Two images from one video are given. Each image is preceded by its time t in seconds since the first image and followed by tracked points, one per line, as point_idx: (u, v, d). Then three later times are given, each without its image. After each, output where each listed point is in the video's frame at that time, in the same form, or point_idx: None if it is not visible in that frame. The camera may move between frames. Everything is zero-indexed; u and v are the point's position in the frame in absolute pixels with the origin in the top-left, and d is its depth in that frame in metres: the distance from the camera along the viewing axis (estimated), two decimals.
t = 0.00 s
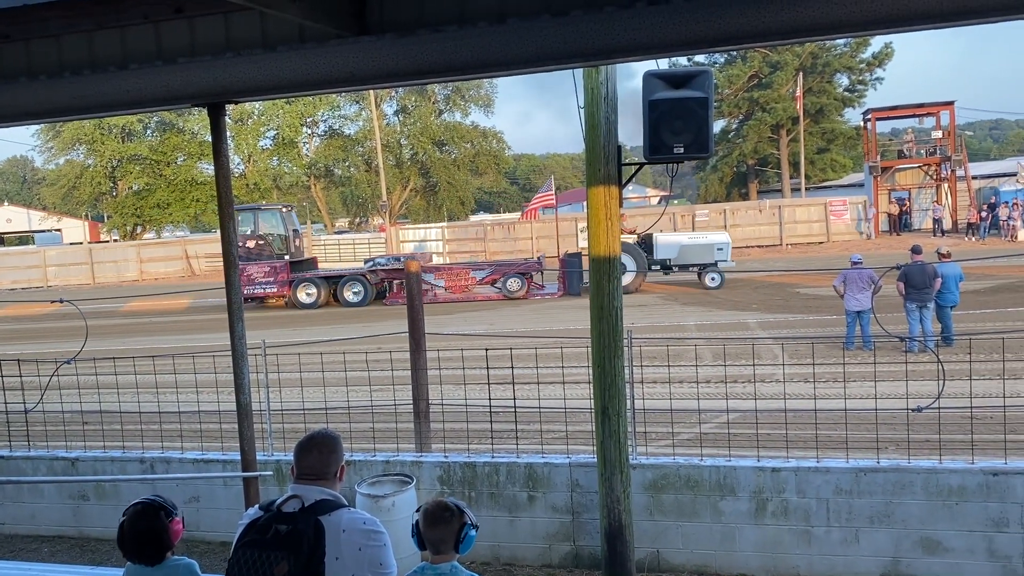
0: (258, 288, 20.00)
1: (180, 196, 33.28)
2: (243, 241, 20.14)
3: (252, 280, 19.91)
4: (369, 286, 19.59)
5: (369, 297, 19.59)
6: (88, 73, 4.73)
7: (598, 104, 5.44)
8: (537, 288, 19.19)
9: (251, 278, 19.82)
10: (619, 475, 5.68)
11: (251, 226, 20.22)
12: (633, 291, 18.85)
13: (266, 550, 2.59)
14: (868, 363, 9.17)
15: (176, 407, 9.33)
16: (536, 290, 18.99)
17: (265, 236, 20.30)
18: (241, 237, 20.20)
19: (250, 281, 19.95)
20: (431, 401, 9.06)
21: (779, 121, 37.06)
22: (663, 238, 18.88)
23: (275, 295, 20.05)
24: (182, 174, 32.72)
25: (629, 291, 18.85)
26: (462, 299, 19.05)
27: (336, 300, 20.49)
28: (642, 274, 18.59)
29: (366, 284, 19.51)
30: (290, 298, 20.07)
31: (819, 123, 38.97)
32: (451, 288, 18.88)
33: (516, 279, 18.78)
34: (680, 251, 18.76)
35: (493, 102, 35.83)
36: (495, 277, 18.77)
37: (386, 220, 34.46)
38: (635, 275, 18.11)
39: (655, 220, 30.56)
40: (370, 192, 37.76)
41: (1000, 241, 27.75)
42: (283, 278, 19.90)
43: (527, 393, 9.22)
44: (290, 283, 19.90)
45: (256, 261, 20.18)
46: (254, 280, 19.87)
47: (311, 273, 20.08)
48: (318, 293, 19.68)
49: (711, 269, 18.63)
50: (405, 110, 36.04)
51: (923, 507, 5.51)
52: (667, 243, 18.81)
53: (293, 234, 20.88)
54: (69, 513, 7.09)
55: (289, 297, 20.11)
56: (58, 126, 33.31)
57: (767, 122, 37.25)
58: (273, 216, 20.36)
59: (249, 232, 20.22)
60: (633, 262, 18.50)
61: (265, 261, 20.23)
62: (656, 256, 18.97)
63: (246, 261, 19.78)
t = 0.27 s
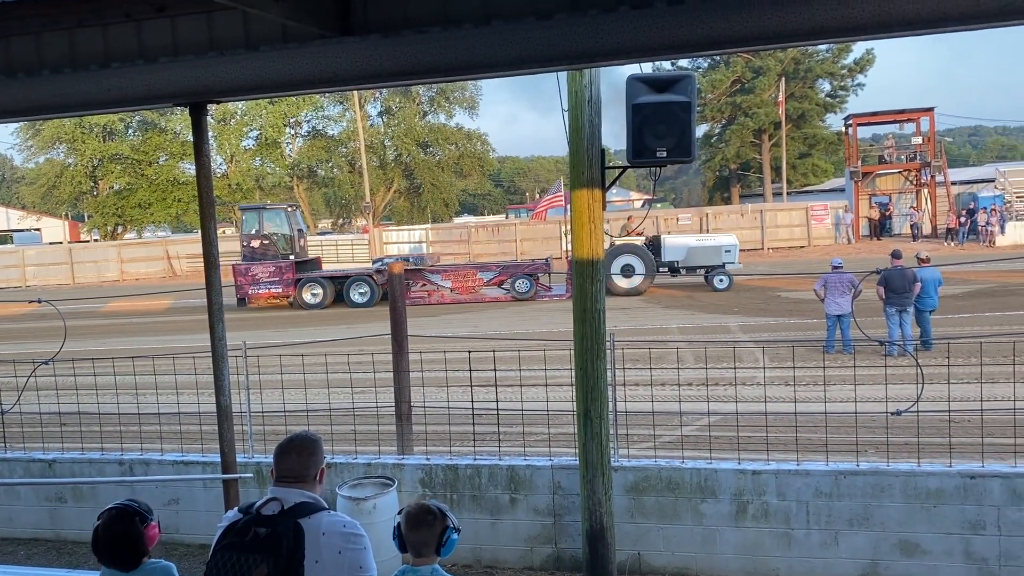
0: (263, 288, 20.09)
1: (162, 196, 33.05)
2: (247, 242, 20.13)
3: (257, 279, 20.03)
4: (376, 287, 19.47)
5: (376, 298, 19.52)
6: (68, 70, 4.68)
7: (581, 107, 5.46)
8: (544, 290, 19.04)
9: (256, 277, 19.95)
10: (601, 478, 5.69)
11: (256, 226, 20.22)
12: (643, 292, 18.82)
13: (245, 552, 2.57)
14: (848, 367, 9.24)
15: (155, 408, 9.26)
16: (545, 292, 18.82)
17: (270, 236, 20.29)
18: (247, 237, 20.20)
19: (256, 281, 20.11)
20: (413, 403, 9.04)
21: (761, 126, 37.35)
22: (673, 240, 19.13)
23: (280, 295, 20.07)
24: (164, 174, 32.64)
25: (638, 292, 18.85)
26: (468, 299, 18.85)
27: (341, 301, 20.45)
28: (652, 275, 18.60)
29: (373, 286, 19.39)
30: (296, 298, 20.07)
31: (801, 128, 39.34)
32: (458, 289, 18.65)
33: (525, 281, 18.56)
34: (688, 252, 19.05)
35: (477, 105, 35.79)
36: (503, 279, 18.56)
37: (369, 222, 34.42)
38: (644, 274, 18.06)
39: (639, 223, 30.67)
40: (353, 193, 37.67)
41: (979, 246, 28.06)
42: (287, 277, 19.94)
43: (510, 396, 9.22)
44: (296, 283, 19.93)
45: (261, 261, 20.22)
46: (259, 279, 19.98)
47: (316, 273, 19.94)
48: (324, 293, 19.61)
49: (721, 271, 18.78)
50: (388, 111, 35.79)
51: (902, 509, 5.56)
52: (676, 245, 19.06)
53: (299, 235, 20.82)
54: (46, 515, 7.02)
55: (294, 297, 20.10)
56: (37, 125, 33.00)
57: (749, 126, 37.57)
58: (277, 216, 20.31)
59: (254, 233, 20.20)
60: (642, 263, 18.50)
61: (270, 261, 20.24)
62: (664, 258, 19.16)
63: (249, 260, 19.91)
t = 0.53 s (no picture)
0: (267, 288, 20.12)
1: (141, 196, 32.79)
2: (250, 242, 20.11)
3: (261, 279, 20.05)
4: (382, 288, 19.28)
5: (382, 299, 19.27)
6: (46, 69, 4.64)
7: (563, 111, 5.47)
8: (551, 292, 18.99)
9: (259, 277, 19.97)
10: (581, 481, 5.70)
11: (259, 226, 20.12)
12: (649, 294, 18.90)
13: (223, 556, 2.55)
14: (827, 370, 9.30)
15: (133, 410, 9.19)
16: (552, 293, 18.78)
17: (273, 236, 20.19)
18: (250, 237, 20.16)
19: (259, 281, 20.13)
20: (394, 406, 9.01)
21: (741, 130, 37.70)
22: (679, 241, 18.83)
23: (284, 295, 20.14)
24: (143, 174, 32.09)
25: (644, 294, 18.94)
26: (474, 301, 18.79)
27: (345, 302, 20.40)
28: (658, 278, 18.66)
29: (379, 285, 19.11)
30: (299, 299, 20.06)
31: (781, 132, 39.69)
32: (464, 291, 18.63)
33: (532, 283, 18.51)
34: (694, 255, 18.80)
35: (460, 107, 35.77)
36: (509, 279, 18.50)
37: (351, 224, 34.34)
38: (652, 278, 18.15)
39: (620, 226, 30.80)
40: (334, 195, 37.54)
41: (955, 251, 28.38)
42: (291, 278, 19.98)
43: (491, 399, 9.22)
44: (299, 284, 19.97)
45: (265, 261, 20.21)
46: (262, 279, 20.01)
47: (319, 274, 19.90)
48: (327, 293, 19.54)
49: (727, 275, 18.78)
50: (370, 112, 35.61)
51: (879, 512, 5.60)
52: (682, 248, 18.77)
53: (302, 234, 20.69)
54: (21, 519, 6.93)
55: (297, 298, 20.09)
56: (14, 124, 32.67)
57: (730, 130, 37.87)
58: (280, 216, 20.17)
59: (257, 233, 20.14)
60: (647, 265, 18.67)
61: (273, 261, 20.22)
62: (669, 260, 18.90)
63: (253, 261, 19.93)
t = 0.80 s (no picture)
0: (268, 288, 19.93)
1: (118, 197, 32.47)
2: (253, 242, 20.15)
3: (263, 280, 19.88)
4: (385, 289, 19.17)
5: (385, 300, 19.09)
6: (22, 68, 4.59)
7: (544, 114, 5.48)
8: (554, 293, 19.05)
9: (262, 278, 19.81)
10: (561, 483, 5.71)
11: (261, 226, 20.18)
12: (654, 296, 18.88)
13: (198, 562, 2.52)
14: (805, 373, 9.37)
15: (109, 413, 9.09)
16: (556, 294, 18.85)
17: (275, 236, 20.27)
18: (253, 237, 20.21)
19: (261, 282, 19.95)
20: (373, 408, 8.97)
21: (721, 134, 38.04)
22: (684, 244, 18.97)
23: (286, 297, 19.92)
24: (121, 174, 31.83)
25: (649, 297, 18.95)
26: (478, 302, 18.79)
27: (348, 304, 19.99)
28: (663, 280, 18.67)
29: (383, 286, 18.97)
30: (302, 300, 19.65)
31: (761, 137, 40.02)
32: (469, 292, 18.64)
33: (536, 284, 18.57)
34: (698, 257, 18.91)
35: (441, 108, 35.78)
36: (513, 281, 18.59)
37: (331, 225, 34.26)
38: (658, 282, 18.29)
39: (601, 229, 30.88)
40: (314, 196, 37.39)
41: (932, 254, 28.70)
42: (294, 278, 19.77)
43: (470, 401, 9.21)
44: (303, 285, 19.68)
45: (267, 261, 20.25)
46: (265, 280, 19.84)
47: (323, 274, 19.54)
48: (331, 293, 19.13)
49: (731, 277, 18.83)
50: (351, 113, 35.46)
51: (856, 514, 5.65)
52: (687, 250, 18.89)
53: (304, 235, 20.81)
54: None
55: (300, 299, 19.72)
56: None
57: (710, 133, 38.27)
58: (283, 216, 20.26)
59: (259, 233, 20.19)
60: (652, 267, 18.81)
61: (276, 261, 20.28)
62: (674, 263, 18.97)
63: (256, 262, 19.79)
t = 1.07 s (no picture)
0: (272, 290, 19.71)
1: (95, 197, 32.16)
2: (256, 242, 20.12)
3: (266, 281, 19.67)
4: (388, 291, 19.10)
5: (388, 303, 19.13)
6: None
7: (525, 116, 5.48)
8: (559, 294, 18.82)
9: (265, 279, 19.60)
10: (541, 486, 5.71)
11: (264, 226, 20.18)
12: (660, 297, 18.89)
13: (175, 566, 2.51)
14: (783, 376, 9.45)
15: (86, 416, 9.00)
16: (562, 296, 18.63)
17: (277, 236, 20.27)
18: (255, 237, 20.18)
19: (265, 282, 19.74)
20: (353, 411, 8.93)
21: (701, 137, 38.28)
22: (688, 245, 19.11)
23: (290, 298, 19.71)
24: (99, 174, 31.58)
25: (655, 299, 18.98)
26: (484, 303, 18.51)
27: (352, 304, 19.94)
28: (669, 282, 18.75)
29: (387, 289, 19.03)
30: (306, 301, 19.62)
31: (740, 140, 40.34)
32: (473, 295, 18.32)
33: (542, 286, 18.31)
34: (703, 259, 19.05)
35: (422, 110, 35.76)
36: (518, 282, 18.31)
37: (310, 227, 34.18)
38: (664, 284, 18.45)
39: (582, 232, 30.93)
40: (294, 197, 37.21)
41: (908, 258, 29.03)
42: (298, 280, 19.56)
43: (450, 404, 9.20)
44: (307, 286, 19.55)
45: (270, 261, 20.25)
46: (268, 280, 19.61)
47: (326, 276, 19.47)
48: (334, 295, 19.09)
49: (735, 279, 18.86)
50: (332, 114, 35.30)
51: (834, 515, 5.69)
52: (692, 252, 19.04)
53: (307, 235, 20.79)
54: None
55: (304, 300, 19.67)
56: None
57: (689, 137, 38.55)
58: (286, 216, 20.28)
59: (262, 233, 20.18)
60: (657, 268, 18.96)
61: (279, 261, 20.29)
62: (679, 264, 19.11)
63: (259, 262, 19.57)
